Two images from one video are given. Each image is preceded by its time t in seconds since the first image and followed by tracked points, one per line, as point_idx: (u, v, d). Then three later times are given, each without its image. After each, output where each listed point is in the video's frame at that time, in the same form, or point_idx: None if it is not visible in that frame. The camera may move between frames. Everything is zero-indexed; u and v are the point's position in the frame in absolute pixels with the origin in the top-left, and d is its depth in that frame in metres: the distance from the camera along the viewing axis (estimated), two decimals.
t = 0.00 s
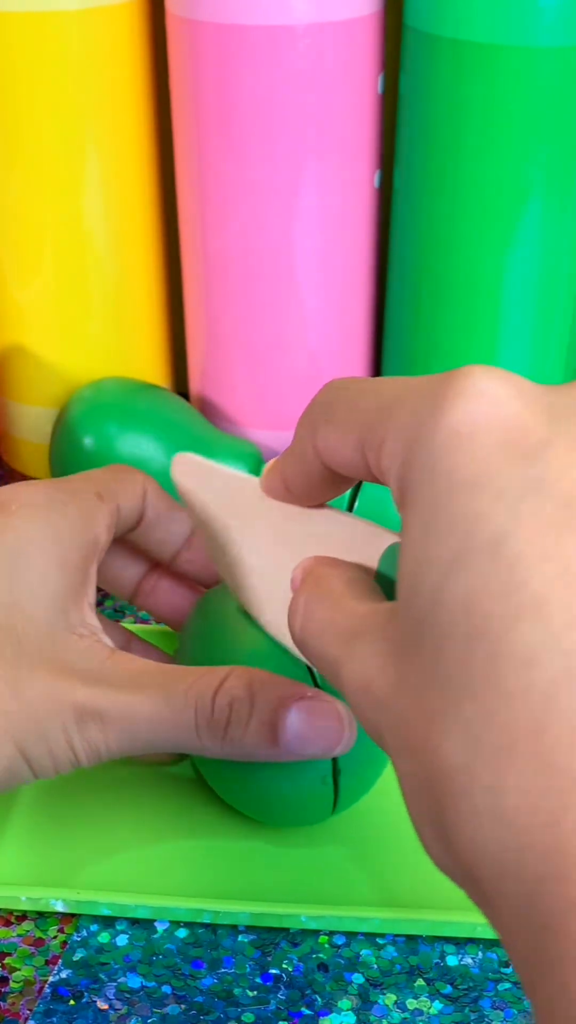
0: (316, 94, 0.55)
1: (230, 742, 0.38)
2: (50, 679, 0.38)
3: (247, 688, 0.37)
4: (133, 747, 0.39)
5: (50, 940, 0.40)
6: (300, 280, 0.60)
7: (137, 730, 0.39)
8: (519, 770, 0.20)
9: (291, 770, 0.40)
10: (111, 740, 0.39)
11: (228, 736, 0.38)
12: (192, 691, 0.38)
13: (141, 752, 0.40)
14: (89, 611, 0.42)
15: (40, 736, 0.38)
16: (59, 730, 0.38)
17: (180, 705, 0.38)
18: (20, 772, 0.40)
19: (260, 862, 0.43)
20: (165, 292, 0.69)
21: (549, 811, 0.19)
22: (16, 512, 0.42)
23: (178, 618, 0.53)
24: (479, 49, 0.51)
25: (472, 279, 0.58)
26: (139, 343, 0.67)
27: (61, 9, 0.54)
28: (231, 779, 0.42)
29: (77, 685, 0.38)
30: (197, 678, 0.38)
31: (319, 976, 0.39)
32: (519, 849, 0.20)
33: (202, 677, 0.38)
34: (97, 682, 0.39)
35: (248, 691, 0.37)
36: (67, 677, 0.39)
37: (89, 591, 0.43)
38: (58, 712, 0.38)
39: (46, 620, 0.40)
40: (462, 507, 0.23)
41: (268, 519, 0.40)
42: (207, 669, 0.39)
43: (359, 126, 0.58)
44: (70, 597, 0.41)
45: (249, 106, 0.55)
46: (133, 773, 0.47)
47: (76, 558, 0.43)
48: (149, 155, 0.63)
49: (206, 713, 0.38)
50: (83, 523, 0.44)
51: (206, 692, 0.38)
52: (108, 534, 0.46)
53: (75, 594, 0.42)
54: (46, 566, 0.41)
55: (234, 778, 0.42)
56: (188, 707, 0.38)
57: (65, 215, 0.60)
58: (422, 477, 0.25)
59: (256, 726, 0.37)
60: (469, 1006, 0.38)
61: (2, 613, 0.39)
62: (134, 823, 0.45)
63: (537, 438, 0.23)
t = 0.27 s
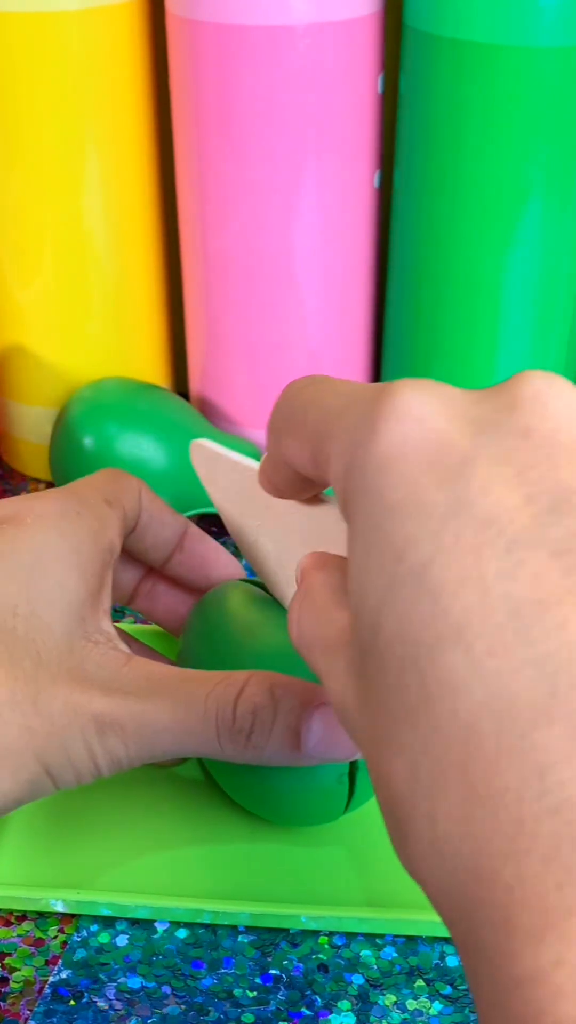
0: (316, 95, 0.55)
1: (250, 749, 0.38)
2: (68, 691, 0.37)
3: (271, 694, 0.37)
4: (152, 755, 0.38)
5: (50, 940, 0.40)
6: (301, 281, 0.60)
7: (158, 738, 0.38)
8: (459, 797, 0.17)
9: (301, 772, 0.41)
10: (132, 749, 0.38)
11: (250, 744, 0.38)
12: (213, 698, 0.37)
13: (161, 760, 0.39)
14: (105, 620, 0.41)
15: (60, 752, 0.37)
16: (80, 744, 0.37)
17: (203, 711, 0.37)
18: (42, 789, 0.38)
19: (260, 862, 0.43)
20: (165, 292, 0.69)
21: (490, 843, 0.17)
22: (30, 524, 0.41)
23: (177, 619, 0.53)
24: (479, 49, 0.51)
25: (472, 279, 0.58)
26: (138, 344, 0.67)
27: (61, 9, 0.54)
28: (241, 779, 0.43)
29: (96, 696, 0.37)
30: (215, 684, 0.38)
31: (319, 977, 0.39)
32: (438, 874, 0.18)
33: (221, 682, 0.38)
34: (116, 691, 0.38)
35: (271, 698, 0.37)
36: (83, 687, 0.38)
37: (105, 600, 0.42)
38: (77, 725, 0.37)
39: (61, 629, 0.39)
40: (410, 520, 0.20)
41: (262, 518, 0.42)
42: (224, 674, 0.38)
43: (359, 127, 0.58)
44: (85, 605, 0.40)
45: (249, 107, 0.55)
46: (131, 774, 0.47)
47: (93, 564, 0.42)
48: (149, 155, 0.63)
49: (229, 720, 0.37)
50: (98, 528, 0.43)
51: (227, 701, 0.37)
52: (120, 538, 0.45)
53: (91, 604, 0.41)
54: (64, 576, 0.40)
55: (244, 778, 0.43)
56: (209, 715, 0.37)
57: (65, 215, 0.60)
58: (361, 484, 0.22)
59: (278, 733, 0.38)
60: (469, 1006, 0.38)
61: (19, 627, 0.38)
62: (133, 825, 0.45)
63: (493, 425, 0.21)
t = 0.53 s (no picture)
0: (316, 95, 0.55)
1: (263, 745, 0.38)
2: (82, 694, 0.37)
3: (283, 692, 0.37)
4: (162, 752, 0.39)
5: (50, 941, 0.40)
6: (301, 280, 0.60)
7: (170, 736, 0.38)
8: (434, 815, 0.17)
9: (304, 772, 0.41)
10: (145, 749, 0.38)
11: (263, 739, 0.38)
12: (226, 691, 0.37)
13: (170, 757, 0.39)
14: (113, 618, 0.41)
15: (74, 754, 0.37)
16: (94, 745, 0.37)
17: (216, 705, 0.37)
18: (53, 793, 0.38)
19: (260, 863, 0.43)
20: (165, 292, 0.69)
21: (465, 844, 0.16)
22: (38, 526, 0.41)
23: (177, 619, 0.53)
24: (479, 49, 0.51)
25: (472, 279, 0.58)
26: (138, 344, 0.67)
27: (61, 10, 0.54)
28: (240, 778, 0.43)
29: (110, 698, 0.37)
30: (228, 679, 0.38)
31: (319, 978, 0.39)
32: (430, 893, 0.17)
33: (235, 678, 0.38)
34: (128, 693, 0.38)
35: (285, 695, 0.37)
36: (94, 688, 0.38)
37: (113, 599, 0.42)
38: (92, 727, 0.37)
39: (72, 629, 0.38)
40: (387, 536, 0.20)
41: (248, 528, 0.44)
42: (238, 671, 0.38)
43: (359, 127, 0.58)
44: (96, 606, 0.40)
45: (249, 107, 0.55)
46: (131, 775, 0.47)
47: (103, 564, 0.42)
48: (149, 155, 0.63)
49: (241, 715, 0.37)
50: (106, 526, 0.43)
51: (240, 694, 0.37)
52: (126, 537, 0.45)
53: (102, 604, 0.40)
54: (76, 577, 0.40)
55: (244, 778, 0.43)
56: (221, 709, 0.37)
57: (65, 215, 0.60)
58: (343, 503, 0.21)
59: (292, 728, 0.38)
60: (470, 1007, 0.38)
61: (33, 633, 0.37)
62: (133, 826, 0.45)
63: (469, 442, 0.21)
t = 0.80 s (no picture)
0: (316, 95, 0.55)
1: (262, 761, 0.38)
2: (77, 704, 0.37)
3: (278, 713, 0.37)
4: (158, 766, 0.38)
5: (50, 941, 0.40)
6: (300, 281, 0.60)
7: (166, 750, 0.38)
8: (476, 793, 0.17)
9: (310, 784, 0.41)
10: (142, 762, 0.38)
11: (263, 754, 0.38)
12: (223, 708, 0.37)
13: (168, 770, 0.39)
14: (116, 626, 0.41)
15: (69, 764, 0.37)
16: (88, 756, 0.37)
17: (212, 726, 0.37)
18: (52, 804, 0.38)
19: (259, 864, 0.43)
20: (166, 293, 0.69)
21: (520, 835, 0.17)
22: (42, 534, 0.41)
23: (177, 620, 0.53)
24: (479, 49, 0.51)
25: (472, 279, 0.58)
26: (138, 345, 0.67)
27: (61, 10, 0.54)
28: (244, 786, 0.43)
29: (105, 708, 0.37)
30: (223, 696, 0.38)
31: (319, 978, 0.39)
32: (472, 874, 0.18)
33: (231, 694, 0.38)
34: (124, 703, 0.38)
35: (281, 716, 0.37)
36: (89, 696, 0.37)
37: (116, 608, 0.42)
38: (86, 738, 0.37)
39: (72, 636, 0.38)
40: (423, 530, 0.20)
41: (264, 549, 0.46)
42: (233, 685, 0.38)
43: (358, 129, 0.58)
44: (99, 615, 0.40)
45: (248, 107, 0.55)
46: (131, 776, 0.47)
47: (107, 575, 0.41)
48: (149, 156, 0.63)
49: (238, 734, 0.37)
50: (110, 537, 0.43)
51: (237, 711, 0.37)
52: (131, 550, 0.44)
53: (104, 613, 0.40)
54: (78, 585, 0.40)
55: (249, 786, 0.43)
56: (220, 727, 0.37)
57: (65, 215, 0.60)
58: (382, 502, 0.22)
59: (291, 746, 0.38)
60: (469, 1008, 0.38)
61: (30, 642, 0.38)
62: (133, 826, 0.45)
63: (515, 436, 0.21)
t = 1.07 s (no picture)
0: (316, 95, 0.55)
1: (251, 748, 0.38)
2: (74, 693, 0.37)
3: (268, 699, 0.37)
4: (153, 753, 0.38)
5: (50, 940, 0.40)
6: (300, 281, 0.60)
7: (161, 735, 0.38)
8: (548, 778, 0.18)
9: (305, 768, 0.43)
10: (137, 747, 0.38)
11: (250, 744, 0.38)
12: (213, 696, 0.37)
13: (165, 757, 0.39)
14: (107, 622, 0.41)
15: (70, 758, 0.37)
16: (86, 743, 0.37)
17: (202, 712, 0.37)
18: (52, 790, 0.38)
19: (259, 862, 0.43)
20: (166, 293, 0.69)
21: None
22: (31, 530, 0.41)
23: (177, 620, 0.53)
24: (479, 49, 0.51)
25: (472, 279, 0.58)
26: (138, 344, 0.67)
27: (60, 10, 0.54)
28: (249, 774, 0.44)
29: (101, 696, 0.37)
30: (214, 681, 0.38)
31: (319, 977, 0.39)
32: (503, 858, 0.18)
33: (221, 680, 0.38)
34: (119, 690, 0.38)
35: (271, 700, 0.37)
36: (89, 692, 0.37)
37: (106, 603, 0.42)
38: (83, 724, 0.37)
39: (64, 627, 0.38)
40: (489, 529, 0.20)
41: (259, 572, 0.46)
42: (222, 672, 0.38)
43: (358, 129, 0.58)
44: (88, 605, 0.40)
45: (248, 107, 0.55)
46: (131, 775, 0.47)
47: (95, 565, 0.42)
48: (149, 156, 0.63)
49: (228, 722, 0.37)
50: (96, 527, 0.43)
51: (227, 698, 0.37)
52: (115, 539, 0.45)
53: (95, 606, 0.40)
54: (70, 575, 0.40)
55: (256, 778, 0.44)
56: (209, 714, 0.37)
57: (65, 214, 0.60)
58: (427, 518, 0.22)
59: (279, 730, 0.38)
60: (469, 1006, 0.38)
61: (27, 630, 0.38)
62: (135, 824, 0.45)
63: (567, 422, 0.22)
